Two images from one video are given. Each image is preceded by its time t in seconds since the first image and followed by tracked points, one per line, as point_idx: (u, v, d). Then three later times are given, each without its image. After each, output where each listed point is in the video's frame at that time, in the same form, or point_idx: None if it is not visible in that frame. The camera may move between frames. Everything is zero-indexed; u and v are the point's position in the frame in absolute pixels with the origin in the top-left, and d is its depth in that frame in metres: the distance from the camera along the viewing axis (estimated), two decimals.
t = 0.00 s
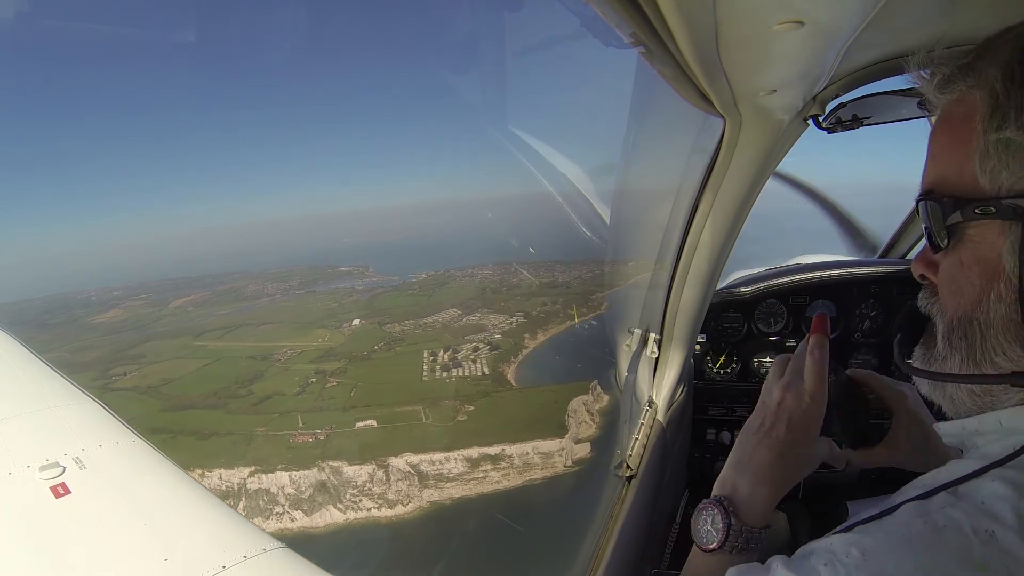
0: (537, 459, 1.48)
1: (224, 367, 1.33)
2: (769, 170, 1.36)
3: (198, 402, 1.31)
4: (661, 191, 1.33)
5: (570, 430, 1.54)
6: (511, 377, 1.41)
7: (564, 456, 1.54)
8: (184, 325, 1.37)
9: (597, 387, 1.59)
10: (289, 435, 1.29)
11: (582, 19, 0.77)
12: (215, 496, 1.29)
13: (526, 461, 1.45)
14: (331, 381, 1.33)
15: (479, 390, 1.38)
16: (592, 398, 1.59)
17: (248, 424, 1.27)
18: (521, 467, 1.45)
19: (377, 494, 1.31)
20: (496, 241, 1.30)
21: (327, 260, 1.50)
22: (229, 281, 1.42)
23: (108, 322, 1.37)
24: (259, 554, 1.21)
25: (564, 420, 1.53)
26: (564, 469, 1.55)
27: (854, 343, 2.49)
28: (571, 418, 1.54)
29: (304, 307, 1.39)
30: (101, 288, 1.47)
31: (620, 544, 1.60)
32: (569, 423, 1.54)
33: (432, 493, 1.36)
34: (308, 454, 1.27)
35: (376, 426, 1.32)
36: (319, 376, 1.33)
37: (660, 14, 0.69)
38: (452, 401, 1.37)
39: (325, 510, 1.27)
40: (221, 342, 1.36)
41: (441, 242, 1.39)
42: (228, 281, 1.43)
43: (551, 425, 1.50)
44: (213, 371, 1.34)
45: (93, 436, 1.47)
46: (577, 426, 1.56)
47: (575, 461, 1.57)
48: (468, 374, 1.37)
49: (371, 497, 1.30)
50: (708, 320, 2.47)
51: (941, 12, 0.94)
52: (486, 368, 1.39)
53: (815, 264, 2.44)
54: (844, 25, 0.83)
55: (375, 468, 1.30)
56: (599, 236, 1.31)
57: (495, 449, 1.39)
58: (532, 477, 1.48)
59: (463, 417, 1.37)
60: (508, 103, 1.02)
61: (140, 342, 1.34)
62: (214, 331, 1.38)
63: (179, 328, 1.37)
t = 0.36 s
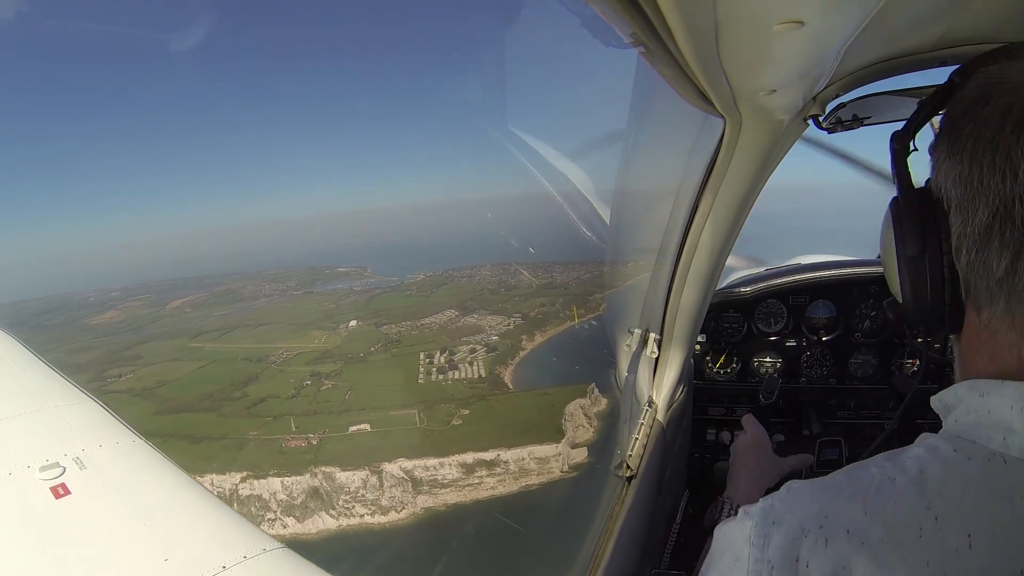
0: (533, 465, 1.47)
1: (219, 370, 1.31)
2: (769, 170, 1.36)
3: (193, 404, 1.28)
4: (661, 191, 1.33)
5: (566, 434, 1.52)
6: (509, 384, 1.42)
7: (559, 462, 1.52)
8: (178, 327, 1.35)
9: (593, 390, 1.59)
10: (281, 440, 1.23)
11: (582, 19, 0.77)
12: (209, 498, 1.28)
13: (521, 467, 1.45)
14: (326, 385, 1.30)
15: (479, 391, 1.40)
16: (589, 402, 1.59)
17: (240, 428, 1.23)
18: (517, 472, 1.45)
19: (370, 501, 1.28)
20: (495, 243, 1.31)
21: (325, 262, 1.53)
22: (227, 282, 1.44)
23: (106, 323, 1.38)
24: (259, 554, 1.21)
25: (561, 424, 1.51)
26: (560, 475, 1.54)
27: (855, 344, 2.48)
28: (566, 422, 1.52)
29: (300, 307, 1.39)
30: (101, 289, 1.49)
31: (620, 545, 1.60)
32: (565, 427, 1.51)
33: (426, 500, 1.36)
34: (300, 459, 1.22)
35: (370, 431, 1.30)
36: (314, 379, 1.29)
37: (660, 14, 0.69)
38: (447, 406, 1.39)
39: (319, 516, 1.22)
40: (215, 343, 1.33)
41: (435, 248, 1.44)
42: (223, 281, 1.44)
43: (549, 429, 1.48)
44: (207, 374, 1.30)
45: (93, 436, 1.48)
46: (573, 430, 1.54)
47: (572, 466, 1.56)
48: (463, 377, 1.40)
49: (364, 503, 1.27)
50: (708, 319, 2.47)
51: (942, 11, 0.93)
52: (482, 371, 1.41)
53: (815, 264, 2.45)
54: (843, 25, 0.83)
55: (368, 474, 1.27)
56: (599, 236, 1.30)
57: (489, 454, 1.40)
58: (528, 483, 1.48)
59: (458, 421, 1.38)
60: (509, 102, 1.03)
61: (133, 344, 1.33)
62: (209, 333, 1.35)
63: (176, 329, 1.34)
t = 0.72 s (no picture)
0: (528, 470, 1.48)
1: (215, 372, 1.26)
2: (769, 170, 1.36)
3: (188, 406, 1.23)
4: (661, 191, 1.32)
5: (562, 438, 1.55)
6: (508, 388, 1.43)
7: (556, 467, 1.55)
8: (173, 330, 1.27)
9: (592, 394, 1.60)
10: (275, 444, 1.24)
11: (582, 19, 0.77)
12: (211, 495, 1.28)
13: (516, 472, 1.46)
14: (321, 387, 1.28)
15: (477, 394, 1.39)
16: (587, 406, 1.60)
17: (234, 432, 1.22)
18: (512, 478, 1.45)
19: (364, 506, 1.28)
20: (495, 243, 1.31)
21: (322, 262, 1.44)
22: (225, 284, 1.34)
23: (103, 325, 1.29)
24: (259, 553, 1.19)
25: (556, 429, 1.54)
26: (556, 481, 1.56)
27: (854, 344, 2.47)
28: (564, 426, 1.55)
29: (298, 309, 1.31)
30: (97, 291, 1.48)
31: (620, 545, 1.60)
32: (563, 432, 1.55)
33: (420, 505, 1.36)
34: (293, 465, 1.23)
35: (363, 435, 1.28)
36: (309, 381, 1.27)
37: (660, 14, 0.69)
38: (442, 410, 1.37)
39: (313, 522, 1.24)
40: (212, 347, 1.27)
41: (436, 248, 1.43)
42: (223, 282, 1.34)
43: (545, 432, 1.52)
44: (203, 376, 1.26)
45: (92, 436, 1.48)
46: (570, 434, 1.57)
47: (569, 471, 1.58)
48: (460, 380, 1.38)
49: (358, 509, 1.28)
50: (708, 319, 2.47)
51: (943, 10, 0.93)
52: (479, 374, 1.39)
53: (816, 264, 2.44)
54: (844, 25, 0.83)
55: (361, 480, 1.27)
56: (600, 236, 1.31)
57: (485, 460, 1.41)
58: (524, 488, 1.48)
59: (454, 426, 1.38)
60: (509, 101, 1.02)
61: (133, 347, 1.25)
62: (207, 335, 1.29)
63: (173, 331, 1.27)
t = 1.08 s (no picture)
0: (526, 475, 1.47)
1: (211, 372, 1.35)
2: (770, 169, 1.36)
3: (181, 409, 1.32)
4: (660, 191, 1.32)
5: (560, 441, 1.54)
6: (505, 391, 1.42)
7: (553, 472, 1.53)
8: (172, 331, 1.37)
9: (591, 397, 1.59)
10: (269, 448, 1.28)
11: (582, 19, 0.77)
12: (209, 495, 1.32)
13: (513, 478, 1.44)
14: (317, 390, 1.33)
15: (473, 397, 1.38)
16: (586, 410, 1.59)
17: (228, 435, 1.28)
18: (508, 483, 1.44)
19: (357, 513, 1.28)
20: (496, 244, 1.30)
21: (323, 263, 1.50)
22: (222, 285, 1.45)
23: (101, 325, 1.42)
24: (259, 553, 1.23)
25: (553, 433, 1.52)
26: (553, 486, 1.54)
27: (854, 344, 2.47)
28: (559, 430, 1.54)
29: (297, 310, 1.35)
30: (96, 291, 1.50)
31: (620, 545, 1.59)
32: (558, 436, 1.54)
33: (415, 511, 1.34)
34: (287, 468, 1.26)
35: (358, 440, 1.30)
36: (305, 384, 1.33)
37: (659, 14, 0.69)
38: (438, 412, 1.37)
39: (306, 527, 1.25)
40: (209, 347, 1.36)
41: (434, 246, 1.43)
42: (220, 284, 1.45)
43: (544, 437, 1.50)
44: (198, 377, 1.34)
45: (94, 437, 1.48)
46: (568, 438, 1.56)
47: (566, 476, 1.56)
48: (457, 382, 1.37)
49: (351, 515, 1.27)
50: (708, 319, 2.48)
51: (943, 10, 0.93)
52: (476, 376, 1.38)
53: (815, 264, 2.45)
54: (843, 25, 0.83)
55: (355, 485, 1.26)
56: (600, 237, 1.31)
57: (481, 465, 1.40)
58: (520, 494, 1.46)
59: (450, 429, 1.37)
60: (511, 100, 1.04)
61: (129, 347, 1.38)
62: (203, 335, 1.37)
63: (171, 332, 1.37)
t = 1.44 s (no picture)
0: (521, 480, 1.46)
1: (205, 375, 1.42)
2: (770, 169, 1.36)
3: (173, 411, 1.37)
4: (660, 191, 1.32)
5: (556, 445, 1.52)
6: (503, 395, 1.43)
7: (549, 477, 1.51)
8: (168, 331, 1.44)
9: (587, 400, 1.59)
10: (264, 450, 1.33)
11: (582, 19, 0.76)
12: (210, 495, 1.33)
13: (508, 483, 1.44)
14: (312, 391, 1.40)
15: (471, 399, 1.40)
16: (582, 413, 1.58)
17: (220, 438, 1.33)
18: (504, 488, 1.43)
19: (350, 518, 1.30)
20: (496, 244, 1.32)
21: (323, 263, 1.55)
22: (220, 285, 1.51)
23: (99, 325, 1.46)
24: (259, 553, 1.22)
25: (551, 438, 1.50)
26: (548, 491, 1.53)
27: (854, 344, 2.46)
28: (558, 434, 1.52)
29: (293, 311, 1.42)
30: (96, 291, 1.52)
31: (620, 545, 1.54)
32: (557, 441, 1.52)
33: (408, 517, 1.36)
34: (279, 473, 1.30)
35: (351, 443, 1.35)
36: (300, 385, 1.40)
37: (659, 14, 0.68)
38: (434, 415, 1.40)
39: (296, 533, 1.27)
40: (207, 347, 1.43)
41: (430, 244, 1.44)
42: (217, 284, 1.51)
43: (541, 442, 1.48)
44: (191, 380, 1.41)
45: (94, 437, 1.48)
46: (565, 442, 1.55)
47: (562, 481, 1.56)
48: (454, 384, 1.40)
49: (344, 520, 1.29)
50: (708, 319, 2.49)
51: (944, 10, 0.93)
52: (474, 378, 1.40)
53: (815, 264, 2.45)
54: (844, 25, 0.83)
55: (348, 489, 1.29)
56: (601, 238, 1.30)
57: (475, 470, 1.40)
58: (516, 499, 1.46)
59: (444, 433, 1.40)
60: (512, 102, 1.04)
61: (124, 347, 1.44)
62: (203, 335, 1.44)
63: (167, 333, 1.44)
